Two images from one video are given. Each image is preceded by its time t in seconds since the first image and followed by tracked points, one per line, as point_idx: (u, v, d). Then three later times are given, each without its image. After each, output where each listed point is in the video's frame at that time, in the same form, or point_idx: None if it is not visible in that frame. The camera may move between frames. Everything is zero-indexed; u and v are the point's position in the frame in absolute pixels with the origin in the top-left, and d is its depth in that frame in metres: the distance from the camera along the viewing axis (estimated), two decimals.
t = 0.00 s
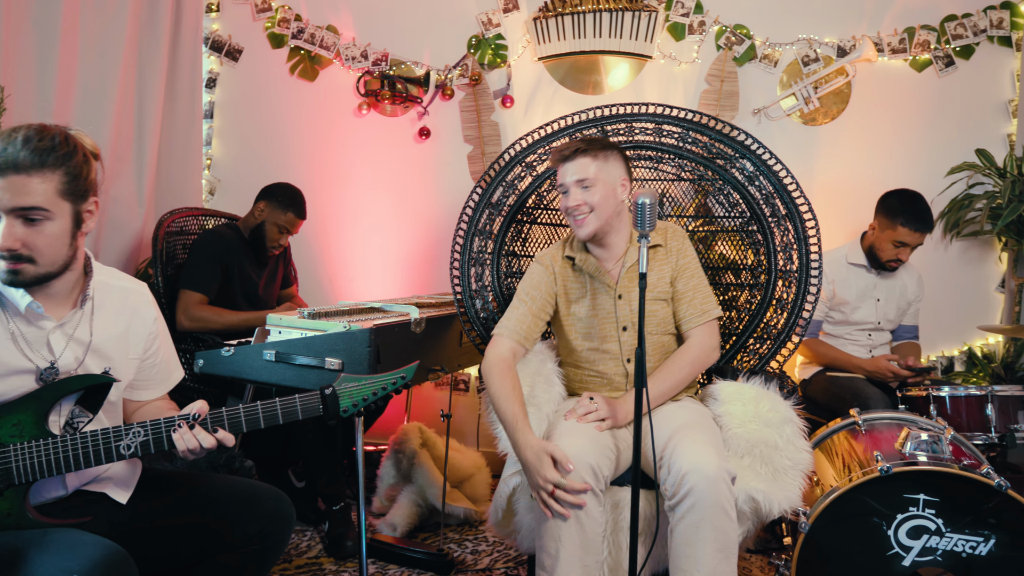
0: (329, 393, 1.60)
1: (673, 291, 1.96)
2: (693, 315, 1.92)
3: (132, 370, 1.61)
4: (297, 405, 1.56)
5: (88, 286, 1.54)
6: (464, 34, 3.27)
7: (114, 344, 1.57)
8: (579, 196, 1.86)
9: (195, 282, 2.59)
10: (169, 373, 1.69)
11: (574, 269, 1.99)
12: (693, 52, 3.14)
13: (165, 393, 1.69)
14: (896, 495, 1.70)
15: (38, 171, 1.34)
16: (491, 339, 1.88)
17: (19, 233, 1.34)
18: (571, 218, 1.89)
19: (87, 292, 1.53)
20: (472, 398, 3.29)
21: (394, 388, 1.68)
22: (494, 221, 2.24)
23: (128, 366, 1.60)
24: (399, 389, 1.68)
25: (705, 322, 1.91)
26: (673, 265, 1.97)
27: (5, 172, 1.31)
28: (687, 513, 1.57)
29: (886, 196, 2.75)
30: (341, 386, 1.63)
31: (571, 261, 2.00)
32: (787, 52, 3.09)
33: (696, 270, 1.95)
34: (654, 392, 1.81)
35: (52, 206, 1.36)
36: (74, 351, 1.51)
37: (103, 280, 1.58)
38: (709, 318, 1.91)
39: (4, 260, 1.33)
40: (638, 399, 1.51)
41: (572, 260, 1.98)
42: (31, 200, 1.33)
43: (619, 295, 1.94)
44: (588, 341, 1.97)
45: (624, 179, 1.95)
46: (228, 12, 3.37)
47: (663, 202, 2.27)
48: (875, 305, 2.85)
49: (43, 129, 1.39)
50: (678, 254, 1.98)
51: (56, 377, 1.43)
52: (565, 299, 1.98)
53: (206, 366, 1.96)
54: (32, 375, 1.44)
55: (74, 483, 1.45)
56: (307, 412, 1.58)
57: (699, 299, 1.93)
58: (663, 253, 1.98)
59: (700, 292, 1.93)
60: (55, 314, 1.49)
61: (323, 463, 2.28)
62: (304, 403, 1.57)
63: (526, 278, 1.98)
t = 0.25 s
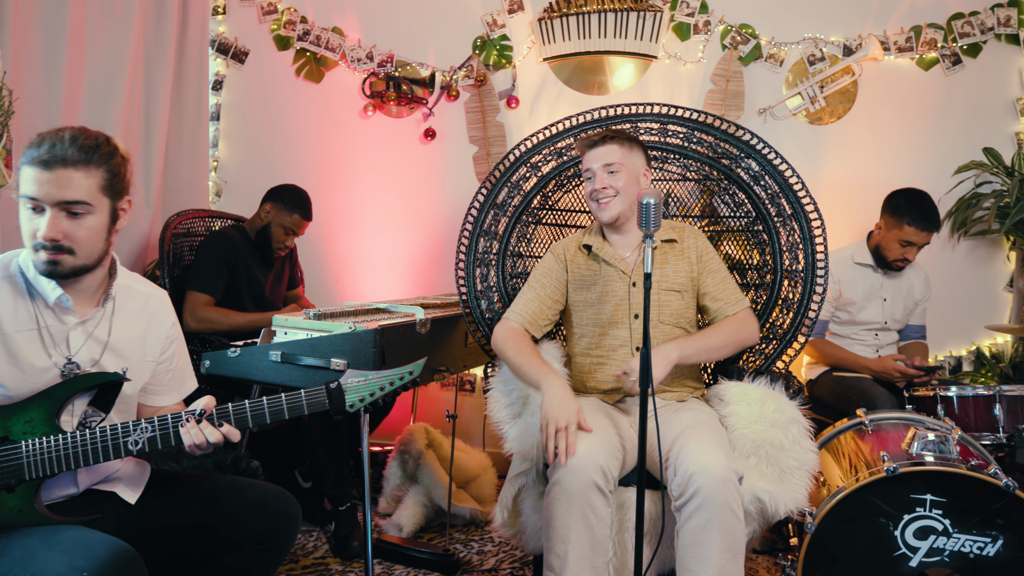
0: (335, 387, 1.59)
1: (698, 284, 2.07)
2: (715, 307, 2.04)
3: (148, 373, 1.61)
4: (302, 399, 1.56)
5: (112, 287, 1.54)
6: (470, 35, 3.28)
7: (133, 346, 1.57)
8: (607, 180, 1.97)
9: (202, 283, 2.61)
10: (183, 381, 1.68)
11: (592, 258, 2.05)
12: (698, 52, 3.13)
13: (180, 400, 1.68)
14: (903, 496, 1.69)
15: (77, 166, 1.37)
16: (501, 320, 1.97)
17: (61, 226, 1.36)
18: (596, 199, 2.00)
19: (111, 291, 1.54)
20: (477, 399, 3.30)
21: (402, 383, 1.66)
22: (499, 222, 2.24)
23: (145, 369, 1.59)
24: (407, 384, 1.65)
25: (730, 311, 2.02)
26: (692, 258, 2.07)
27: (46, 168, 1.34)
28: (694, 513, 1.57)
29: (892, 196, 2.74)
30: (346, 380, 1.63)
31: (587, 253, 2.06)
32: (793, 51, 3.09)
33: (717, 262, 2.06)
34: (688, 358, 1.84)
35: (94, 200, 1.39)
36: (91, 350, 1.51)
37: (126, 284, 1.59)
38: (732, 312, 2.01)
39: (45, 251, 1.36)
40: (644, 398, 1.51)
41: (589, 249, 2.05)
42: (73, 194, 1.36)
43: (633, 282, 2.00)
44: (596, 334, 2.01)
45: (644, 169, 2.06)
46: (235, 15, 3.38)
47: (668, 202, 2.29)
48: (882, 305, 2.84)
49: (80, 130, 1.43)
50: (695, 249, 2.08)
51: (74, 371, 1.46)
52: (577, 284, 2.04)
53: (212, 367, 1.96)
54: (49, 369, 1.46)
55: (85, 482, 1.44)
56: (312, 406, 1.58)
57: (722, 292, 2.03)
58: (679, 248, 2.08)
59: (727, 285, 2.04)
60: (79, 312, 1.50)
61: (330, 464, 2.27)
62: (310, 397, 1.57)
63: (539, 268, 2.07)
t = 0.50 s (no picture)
0: (345, 379, 1.57)
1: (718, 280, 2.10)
2: (740, 301, 2.05)
3: (164, 373, 1.60)
4: (313, 392, 1.55)
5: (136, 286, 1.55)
6: (475, 34, 3.28)
7: (152, 345, 1.57)
8: (620, 176, 2.04)
9: (208, 283, 2.63)
10: (200, 385, 1.67)
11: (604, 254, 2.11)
12: (703, 50, 3.13)
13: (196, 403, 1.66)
14: (909, 495, 1.69)
15: (116, 169, 1.38)
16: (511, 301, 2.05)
17: (102, 228, 1.37)
18: (608, 191, 2.06)
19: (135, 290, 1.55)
20: (482, 398, 3.31)
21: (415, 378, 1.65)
22: (504, 221, 2.22)
23: (160, 368, 1.59)
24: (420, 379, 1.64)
25: (758, 302, 2.02)
26: (709, 256, 2.10)
27: (84, 171, 1.35)
28: (697, 511, 1.57)
29: (899, 194, 2.73)
30: (358, 372, 1.59)
31: (603, 251, 2.12)
32: (798, 49, 3.08)
33: (734, 260, 2.09)
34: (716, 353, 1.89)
35: (131, 202, 1.40)
36: (112, 347, 1.51)
37: (149, 284, 1.59)
38: (757, 305, 2.01)
39: (85, 252, 1.37)
40: (648, 396, 1.51)
41: (600, 244, 2.12)
42: (111, 197, 1.37)
43: (644, 275, 2.04)
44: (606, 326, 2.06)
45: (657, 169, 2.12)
46: (241, 15, 3.36)
47: (673, 201, 2.29)
48: (888, 303, 2.83)
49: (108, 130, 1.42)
50: (708, 249, 2.11)
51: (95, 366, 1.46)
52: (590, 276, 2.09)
53: (218, 366, 1.97)
54: (71, 362, 1.46)
55: (100, 477, 1.44)
56: (324, 398, 1.56)
57: (745, 286, 2.04)
58: (691, 247, 2.11)
59: (747, 280, 2.05)
60: (102, 307, 1.51)
61: (336, 464, 2.29)
62: (321, 390, 1.56)
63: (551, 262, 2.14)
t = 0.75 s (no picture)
0: (354, 378, 1.54)
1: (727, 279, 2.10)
2: (750, 299, 2.05)
3: (175, 373, 1.60)
4: (322, 391, 1.52)
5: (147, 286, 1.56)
6: (478, 33, 3.29)
7: (163, 345, 1.57)
8: (639, 175, 2.02)
9: (213, 283, 2.64)
10: (209, 385, 1.67)
11: (614, 248, 2.14)
12: (706, 49, 3.12)
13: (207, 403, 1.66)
14: (913, 493, 1.69)
15: (156, 187, 1.39)
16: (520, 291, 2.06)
17: (149, 244, 1.40)
18: (626, 188, 2.05)
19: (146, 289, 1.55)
20: (486, 397, 3.31)
21: (423, 380, 1.62)
22: (507, 220, 2.22)
23: (172, 368, 1.59)
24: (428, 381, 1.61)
25: (767, 299, 2.02)
26: (716, 257, 2.11)
27: (125, 193, 1.35)
28: (699, 509, 1.57)
29: (903, 192, 2.72)
30: (367, 374, 1.57)
31: (612, 244, 2.15)
32: (801, 47, 3.07)
33: (743, 259, 2.09)
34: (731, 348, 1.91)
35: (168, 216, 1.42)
36: (123, 346, 1.52)
37: (159, 284, 1.60)
38: (766, 302, 2.02)
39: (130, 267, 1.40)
40: (652, 393, 1.51)
41: (611, 240, 2.15)
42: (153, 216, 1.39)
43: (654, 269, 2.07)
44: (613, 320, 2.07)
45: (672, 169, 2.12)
46: (245, 15, 3.36)
47: (678, 200, 2.28)
48: (893, 301, 2.83)
49: (122, 141, 1.39)
50: (716, 249, 2.12)
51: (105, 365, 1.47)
52: (600, 271, 2.11)
53: (222, 366, 1.97)
54: (84, 362, 1.47)
55: (110, 474, 1.47)
56: (332, 396, 1.53)
57: (754, 284, 2.05)
58: (700, 246, 2.12)
59: (757, 280, 2.06)
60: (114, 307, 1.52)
61: (340, 463, 2.29)
62: (330, 389, 1.53)
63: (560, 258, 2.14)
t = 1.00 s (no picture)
0: (359, 374, 1.53)
1: (729, 280, 2.11)
2: (754, 299, 2.06)
3: (178, 373, 1.61)
4: (327, 388, 1.51)
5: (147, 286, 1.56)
6: (478, 33, 3.29)
7: (165, 345, 1.58)
8: (654, 174, 2.02)
9: (214, 283, 2.65)
10: (211, 382, 1.68)
11: (617, 246, 2.15)
12: (706, 49, 3.12)
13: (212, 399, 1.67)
14: (914, 493, 1.68)
15: (171, 200, 1.40)
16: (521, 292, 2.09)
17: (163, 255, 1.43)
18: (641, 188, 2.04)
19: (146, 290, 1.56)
20: (486, 396, 3.31)
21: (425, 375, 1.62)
22: (507, 220, 2.21)
23: (175, 368, 1.60)
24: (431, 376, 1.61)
25: (770, 300, 2.03)
26: (715, 258, 2.12)
27: (141, 209, 1.36)
28: (694, 508, 1.58)
29: (905, 192, 2.72)
30: (370, 369, 1.56)
31: (613, 241, 2.16)
32: (801, 46, 3.07)
33: (746, 259, 2.10)
34: (736, 344, 1.90)
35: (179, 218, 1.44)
36: (127, 348, 1.52)
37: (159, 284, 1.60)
38: (769, 302, 2.02)
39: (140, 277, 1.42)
40: (652, 393, 1.51)
41: (615, 239, 2.15)
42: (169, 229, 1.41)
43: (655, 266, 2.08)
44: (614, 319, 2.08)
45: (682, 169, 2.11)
46: (245, 15, 3.36)
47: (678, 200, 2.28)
48: (894, 301, 2.83)
49: (130, 151, 1.39)
50: (718, 249, 2.13)
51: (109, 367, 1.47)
52: (602, 270, 2.11)
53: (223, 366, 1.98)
54: (89, 366, 1.47)
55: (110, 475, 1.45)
56: (338, 393, 1.51)
57: (758, 284, 2.05)
58: (702, 247, 2.13)
59: (760, 280, 2.06)
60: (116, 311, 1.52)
61: (341, 463, 2.28)
62: (336, 385, 1.51)
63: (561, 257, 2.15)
